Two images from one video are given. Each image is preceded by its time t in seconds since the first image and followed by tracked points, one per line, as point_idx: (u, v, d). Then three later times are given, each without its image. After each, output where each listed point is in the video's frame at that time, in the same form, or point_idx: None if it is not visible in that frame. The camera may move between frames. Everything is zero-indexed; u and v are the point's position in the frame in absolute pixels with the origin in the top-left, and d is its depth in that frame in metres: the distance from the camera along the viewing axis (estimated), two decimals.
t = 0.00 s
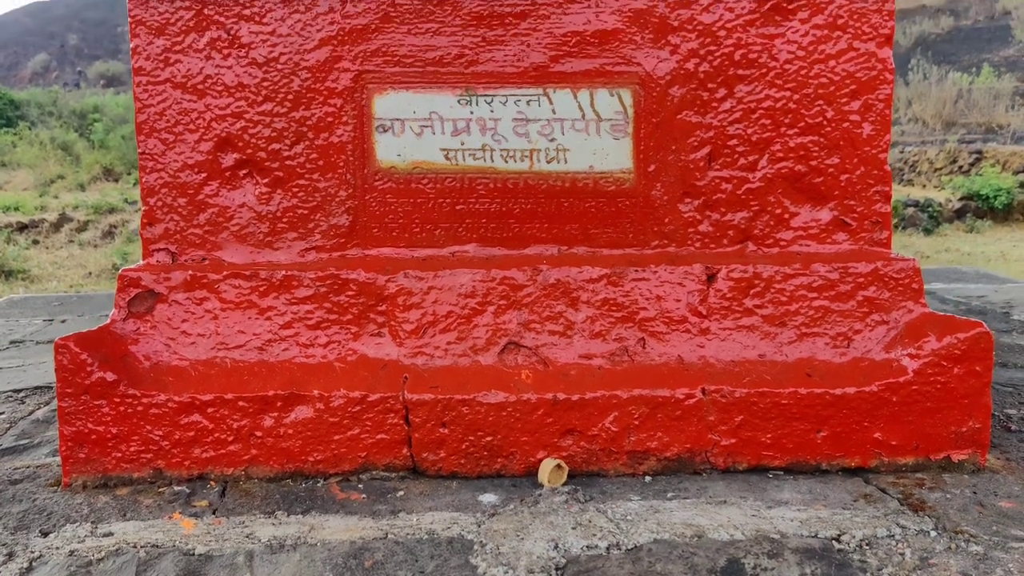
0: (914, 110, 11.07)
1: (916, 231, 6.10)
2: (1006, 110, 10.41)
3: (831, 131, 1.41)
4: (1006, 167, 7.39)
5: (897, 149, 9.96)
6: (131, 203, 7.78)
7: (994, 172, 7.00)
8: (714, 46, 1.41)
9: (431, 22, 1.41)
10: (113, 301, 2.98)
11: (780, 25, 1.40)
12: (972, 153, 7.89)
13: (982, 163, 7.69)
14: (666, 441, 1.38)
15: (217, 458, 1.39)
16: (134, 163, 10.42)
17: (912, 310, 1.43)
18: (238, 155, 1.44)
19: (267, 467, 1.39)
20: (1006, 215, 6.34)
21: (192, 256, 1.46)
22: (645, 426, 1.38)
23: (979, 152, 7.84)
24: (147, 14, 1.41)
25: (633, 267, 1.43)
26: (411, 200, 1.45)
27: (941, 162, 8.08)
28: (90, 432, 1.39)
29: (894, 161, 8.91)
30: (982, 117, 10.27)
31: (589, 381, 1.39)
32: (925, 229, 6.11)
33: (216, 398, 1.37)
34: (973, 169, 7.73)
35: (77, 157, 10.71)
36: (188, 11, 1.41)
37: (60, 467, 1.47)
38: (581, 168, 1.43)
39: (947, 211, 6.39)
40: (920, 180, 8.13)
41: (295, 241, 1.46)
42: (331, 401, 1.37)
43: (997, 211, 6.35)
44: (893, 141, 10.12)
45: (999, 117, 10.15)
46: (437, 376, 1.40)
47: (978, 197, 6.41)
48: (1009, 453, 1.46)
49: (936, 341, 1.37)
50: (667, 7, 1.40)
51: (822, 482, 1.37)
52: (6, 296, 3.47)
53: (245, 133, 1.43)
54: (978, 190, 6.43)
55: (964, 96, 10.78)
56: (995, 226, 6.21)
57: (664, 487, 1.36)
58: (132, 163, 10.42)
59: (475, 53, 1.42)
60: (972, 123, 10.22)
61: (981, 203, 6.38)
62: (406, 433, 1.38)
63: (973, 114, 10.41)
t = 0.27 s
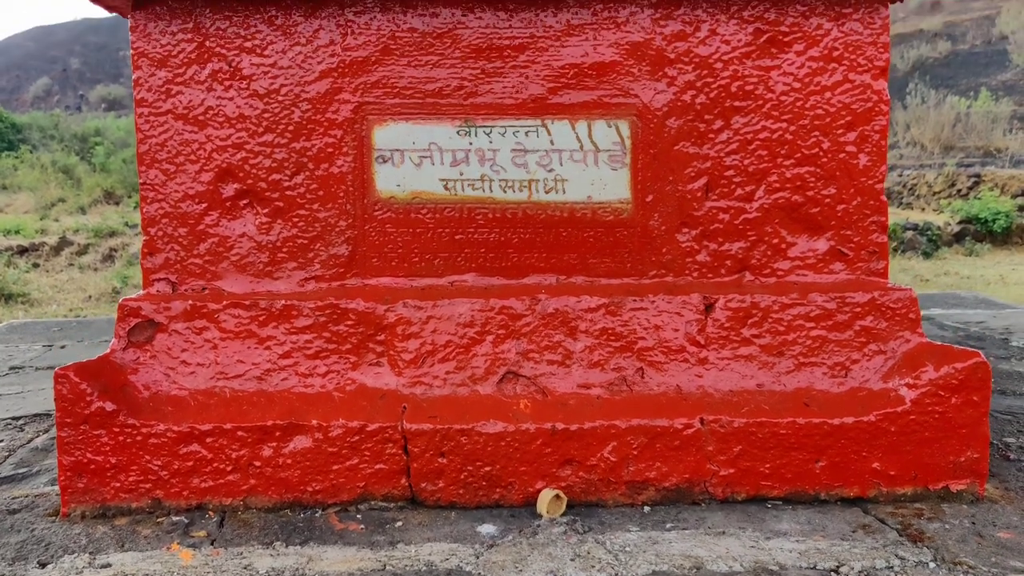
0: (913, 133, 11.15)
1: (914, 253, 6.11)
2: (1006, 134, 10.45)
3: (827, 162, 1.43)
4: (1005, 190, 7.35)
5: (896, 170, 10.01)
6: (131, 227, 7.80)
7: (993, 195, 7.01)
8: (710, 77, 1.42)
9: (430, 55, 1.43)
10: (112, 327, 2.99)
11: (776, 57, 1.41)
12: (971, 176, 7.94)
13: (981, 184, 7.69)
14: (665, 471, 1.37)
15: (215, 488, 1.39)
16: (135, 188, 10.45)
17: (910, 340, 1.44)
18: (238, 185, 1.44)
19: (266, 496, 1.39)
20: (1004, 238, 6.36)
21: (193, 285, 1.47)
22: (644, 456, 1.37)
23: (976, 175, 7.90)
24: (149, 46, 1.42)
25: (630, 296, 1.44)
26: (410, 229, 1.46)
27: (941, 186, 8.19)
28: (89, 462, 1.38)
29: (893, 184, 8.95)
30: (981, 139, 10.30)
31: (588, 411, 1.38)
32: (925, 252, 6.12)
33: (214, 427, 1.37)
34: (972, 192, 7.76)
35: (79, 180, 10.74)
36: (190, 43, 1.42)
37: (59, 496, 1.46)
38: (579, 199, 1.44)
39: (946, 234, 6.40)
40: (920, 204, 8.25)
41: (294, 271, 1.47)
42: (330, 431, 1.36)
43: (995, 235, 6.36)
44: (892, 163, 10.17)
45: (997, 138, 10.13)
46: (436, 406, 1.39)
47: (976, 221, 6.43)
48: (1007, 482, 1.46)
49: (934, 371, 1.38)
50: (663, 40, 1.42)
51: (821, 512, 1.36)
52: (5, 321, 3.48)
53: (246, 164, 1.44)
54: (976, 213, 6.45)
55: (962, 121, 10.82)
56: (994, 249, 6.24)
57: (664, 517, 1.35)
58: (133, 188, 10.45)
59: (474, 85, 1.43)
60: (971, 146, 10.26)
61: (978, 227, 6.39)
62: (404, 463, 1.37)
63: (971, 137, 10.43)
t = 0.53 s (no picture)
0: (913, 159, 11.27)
1: (914, 278, 6.14)
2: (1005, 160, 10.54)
3: (825, 195, 1.44)
4: (1004, 216, 7.40)
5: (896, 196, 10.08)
6: (132, 253, 7.81)
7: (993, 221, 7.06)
8: (709, 112, 1.43)
9: (432, 89, 1.45)
10: (113, 354, 3.00)
11: (774, 91, 1.43)
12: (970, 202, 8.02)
13: (979, 212, 7.80)
14: (665, 503, 1.37)
15: (216, 519, 1.38)
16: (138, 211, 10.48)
17: (909, 373, 1.44)
18: (241, 218, 1.46)
19: (266, 529, 1.38)
20: (1004, 264, 6.40)
21: (195, 316, 1.48)
22: (645, 489, 1.37)
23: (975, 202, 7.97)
24: (154, 80, 1.44)
25: (630, 328, 1.45)
26: (412, 261, 1.47)
27: (939, 211, 8.32)
28: (90, 493, 1.38)
29: (893, 210, 9.01)
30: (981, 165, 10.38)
31: (588, 444, 1.38)
32: (925, 278, 6.15)
33: (215, 459, 1.37)
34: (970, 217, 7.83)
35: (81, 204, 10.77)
36: (193, 77, 1.44)
37: (59, 528, 1.45)
38: (580, 231, 1.45)
39: (946, 259, 6.44)
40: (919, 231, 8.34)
41: (296, 302, 1.48)
42: (330, 463, 1.36)
43: (994, 260, 6.41)
44: (891, 189, 10.24)
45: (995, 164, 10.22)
46: (436, 438, 1.40)
47: (976, 247, 6.48)
48: (1008, 515, 1.45)
49: (933, 404, 1.38)
50: (663, 75, 1.43)
51: (822, 545, 1.35)
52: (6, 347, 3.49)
53: (248, 196, 1.45)
54: (976, 239, 6.50)
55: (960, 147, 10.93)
56: (993, 275, 6.29)
57: (664, 550, 1.34)
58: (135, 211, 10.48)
59: (475, 118, 1.45)
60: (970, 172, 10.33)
61: (977, 252, 6.44)
62: (404, 495, 1.37)
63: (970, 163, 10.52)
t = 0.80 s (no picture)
0: (912, 185, 11.42)
1: (914, 305, 6.28)
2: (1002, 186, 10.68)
3: (824, 227, 1.45)
4: (1004, 242, 7.45)
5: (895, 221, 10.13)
6: (133, 276, 7.84)
7: (991, 246, 7.18)
8: (708, 144, 1.45)
9: (434, 121, 1.46)
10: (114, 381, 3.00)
11: (772, 124, 1.44)
12: (969, 227, 8.12)
13: (977, 237, 7.90)
14: (664, 535, 1.36)
15: (215, 550, 1.37)
16: (140, 235, 10.51)
17: (909, 404, 1.44)
18: (243, 248, 1.46)
19: (265, 560, 1.38)
20: (1003, 289, 6.54)
21: (196, 346, 1.48)
22: (644, 520, 1.36)
23: (975, 227, 8.07)
24: (158, 111, 1.45)
25: (630, 359, 1.45)
26: (412, 291, 1.47)
27: (938, 237, 8.42)
28: (90, 523, 1.37)
29: (893, 235, 9.14)
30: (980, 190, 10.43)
31: (588, 475, 1.38)
32: (925, 303, 6.28)
33: (215, 489, 1.36)
34: (970, 243, 7.95)
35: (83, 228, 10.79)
36: (197, 109, 1.45)
37: (58, 558, 1.44)
38: (579, 262, 1.46)
39: (946, 285, 6.59)
40: (920, 257, 8.42)
41: (297, 332, 1.48)
42: (330, 494, 1.36)
43: (994, 285, 6.55)
44: (891, 216, 10.34)
45: (994, 189, 10.26)
46: (436, 469, 1.39)
47: (975, 272, 6.62)
48: (1008, 546, 1.45)
49: (931, 435, 1.38)
50: (662, 108, 1.45)
51: None
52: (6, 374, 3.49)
53: (250, 227, 1.46)
54: (975, 264, 6.64)
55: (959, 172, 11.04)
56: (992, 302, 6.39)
57: None
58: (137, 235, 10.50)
59: (476, 150, 1.46)
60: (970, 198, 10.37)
61: (977, 278, 6.58)
62: (404, 526, 1.36)
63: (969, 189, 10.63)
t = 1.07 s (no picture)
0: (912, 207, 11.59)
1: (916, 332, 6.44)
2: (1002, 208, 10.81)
3: (823, 257, 1.45)
4: (1003, 264, 7.66)
5: (895, 243, 10.17)
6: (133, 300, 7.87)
7: (992, 271, 7.34)
8: (707, 175, 1.46)
9: (435, 152, 1.47)
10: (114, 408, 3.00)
11: (770, 155, 1.45)
12: (968, 251, 8.29)
13: (977, 261, 8.06)
14: (665, 567, 1.34)
15: None
16: (140, 258, 10.53)
17: (908, 434, 1.45)
18: (245, 278, 1.47)
19: None
20: (1001, 312, 6.78)
21: (197, 376, 1.49)
22: (645, 552, 1.34)
23: (974, 249, 8.25)
24: (161, 142, 1.46)
25: (630, 389, 1.45)
26: (413, 320, 1.48)
27: (937, 261, 8.58)
28: (89, 554, 1.36)
29: (893, 259, 9.30)
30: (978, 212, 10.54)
31: (587, 505, 1.38)
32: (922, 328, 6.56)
33: (214, 520, 1.35)
34: (970, 267, 8.10)
35: (83, 251, 10.81)
36: (200, 140, 1.46)
37: None
38: (579, 291, 1.46)
39: (947, 307, 6.89)
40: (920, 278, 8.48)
41: (298, 362, 1.49)
42: (331, 524, 1.34)
43: (992, 308, 6.80)
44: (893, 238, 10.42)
45: (994, 212, 10.41)
46: (436, 500, 1.39)
47: (975, 295, 6.87)
48: None
49: (931, 466, 1.38)
50: (661, 139, 1.46)
51: None
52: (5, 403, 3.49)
53: (252, 257, 1.47)
54: (975, 287, 6.89)
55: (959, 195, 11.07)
56: (992, 324, 6.65)
57: None
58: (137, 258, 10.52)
59: (477, 181, 1.47)
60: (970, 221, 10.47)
61: (977, 301, 6.85)
62: (404, 558, 1.34)
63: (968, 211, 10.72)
